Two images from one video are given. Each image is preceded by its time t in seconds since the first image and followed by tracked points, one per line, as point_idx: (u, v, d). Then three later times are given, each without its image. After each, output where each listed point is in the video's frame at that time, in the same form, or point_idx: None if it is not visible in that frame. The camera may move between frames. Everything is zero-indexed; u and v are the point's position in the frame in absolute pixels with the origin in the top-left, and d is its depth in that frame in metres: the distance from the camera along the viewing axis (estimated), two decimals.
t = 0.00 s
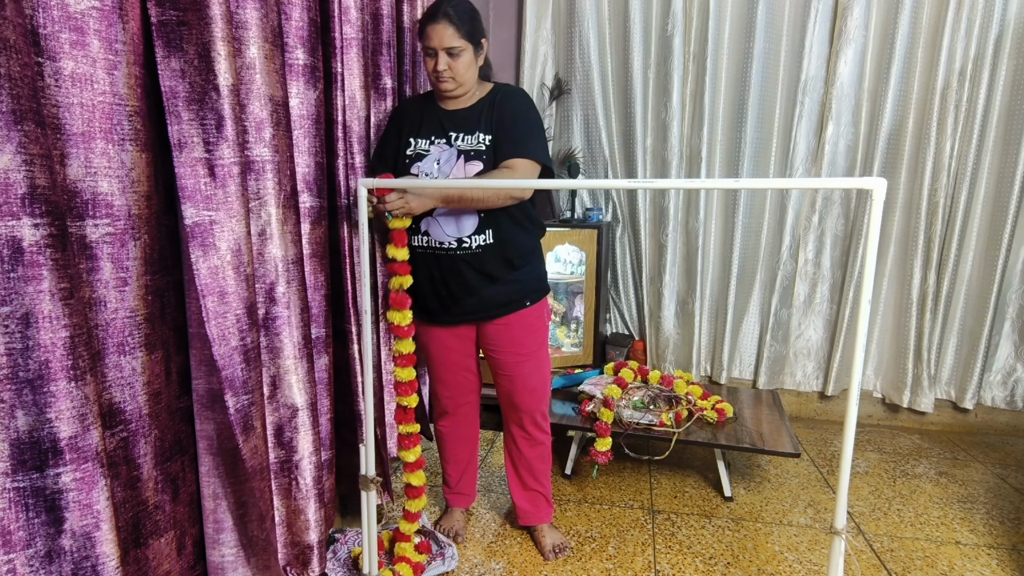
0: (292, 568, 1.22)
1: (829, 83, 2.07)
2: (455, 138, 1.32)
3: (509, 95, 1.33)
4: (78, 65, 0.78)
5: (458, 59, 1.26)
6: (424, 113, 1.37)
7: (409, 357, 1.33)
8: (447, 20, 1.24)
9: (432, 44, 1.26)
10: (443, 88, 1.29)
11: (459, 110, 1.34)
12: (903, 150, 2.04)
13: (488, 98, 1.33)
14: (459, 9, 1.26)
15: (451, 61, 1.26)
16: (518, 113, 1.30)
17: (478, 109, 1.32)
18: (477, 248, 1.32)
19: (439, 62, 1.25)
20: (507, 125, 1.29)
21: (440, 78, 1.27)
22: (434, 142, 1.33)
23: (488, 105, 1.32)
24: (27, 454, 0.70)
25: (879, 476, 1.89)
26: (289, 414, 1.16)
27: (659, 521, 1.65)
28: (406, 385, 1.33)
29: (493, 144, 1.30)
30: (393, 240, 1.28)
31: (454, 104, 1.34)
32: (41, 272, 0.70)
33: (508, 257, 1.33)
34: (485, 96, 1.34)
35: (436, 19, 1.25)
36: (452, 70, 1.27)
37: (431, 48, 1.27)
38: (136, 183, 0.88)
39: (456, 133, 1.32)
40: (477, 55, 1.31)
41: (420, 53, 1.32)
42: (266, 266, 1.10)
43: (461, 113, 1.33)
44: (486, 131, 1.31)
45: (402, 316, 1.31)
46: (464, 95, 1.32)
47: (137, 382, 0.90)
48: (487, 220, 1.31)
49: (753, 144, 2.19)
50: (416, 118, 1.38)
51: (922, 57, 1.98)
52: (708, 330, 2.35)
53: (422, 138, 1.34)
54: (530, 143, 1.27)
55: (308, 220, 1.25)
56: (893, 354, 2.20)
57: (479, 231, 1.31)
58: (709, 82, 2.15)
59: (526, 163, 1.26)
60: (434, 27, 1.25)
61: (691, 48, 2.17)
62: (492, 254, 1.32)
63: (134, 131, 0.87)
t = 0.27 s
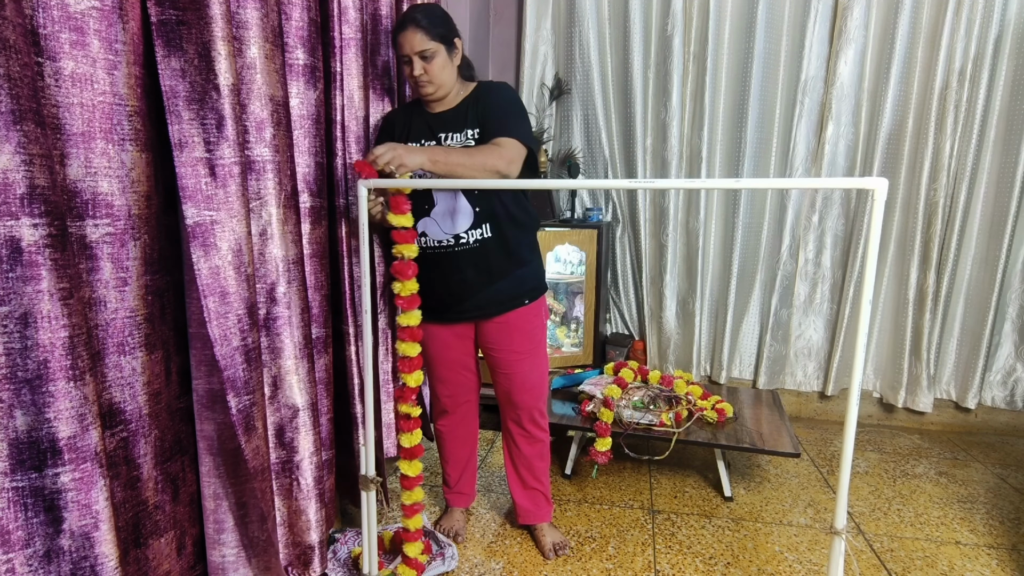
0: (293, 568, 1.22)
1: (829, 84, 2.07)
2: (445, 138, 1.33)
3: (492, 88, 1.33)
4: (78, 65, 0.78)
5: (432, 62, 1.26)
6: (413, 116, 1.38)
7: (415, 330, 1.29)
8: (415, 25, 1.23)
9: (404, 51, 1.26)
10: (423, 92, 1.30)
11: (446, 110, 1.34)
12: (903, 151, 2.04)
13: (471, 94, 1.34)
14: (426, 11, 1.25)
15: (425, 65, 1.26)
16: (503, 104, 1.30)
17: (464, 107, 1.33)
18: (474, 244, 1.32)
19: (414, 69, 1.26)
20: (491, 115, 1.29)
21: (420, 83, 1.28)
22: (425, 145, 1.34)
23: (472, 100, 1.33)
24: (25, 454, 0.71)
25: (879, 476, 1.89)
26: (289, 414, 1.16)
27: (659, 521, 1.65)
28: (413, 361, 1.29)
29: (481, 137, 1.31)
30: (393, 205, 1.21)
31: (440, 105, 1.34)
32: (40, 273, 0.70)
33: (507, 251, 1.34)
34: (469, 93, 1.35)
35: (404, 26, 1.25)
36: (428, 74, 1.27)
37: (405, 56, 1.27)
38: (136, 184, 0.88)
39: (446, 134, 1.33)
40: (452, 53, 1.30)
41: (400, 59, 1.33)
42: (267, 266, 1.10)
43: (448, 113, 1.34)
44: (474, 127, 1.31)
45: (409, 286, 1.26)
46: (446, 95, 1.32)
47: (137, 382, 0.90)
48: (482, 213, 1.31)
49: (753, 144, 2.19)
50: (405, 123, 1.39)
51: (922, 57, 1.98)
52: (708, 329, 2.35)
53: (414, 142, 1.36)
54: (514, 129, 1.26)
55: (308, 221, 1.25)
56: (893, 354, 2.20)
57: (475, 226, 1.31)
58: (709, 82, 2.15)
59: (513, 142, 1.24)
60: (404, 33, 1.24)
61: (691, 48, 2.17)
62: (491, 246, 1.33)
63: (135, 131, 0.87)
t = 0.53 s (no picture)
0: (293, 568, 1.22)
1: (829, 84, 2.07)
2: (442, 137, 1.33)
3: (488, 86, 1.33)
4: (79, 65, 0.78)
5: (428, 63, 1.26)
6: (409, 117, 1.38)
7: (407, 348, 1.32)
8: (409, 27, 1.23)
9: (400, 52, 1.25)
10: (420, 93, 1.30)
11: (442, 111, 1.34)
12: (903, 150, 2.04)
13: (468, 94, 1.34)
14: (420, 13, 1.25)
15: (421, 66, 1.26)
16: (499, 102, 1.30)
17: (461, 107, 1.33)
18: (472, 243, 1.32)
19: (410, 71, 1.26)
20: (489, 114, 1.29)
21: (416, 84, 1.27)
22: (421, 144, 1.34)
23: (469, 100, 1.33)
24: (26, 454, 0.71)
25: (879, 476, 1.89)
26: (290, 414, 1.16)
27: (659, 521, 1.65)
28: (406, 378, 1.32)
29: (479, 136, 1.31)
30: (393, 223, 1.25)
31: (436, 106, 1.34)
32: (41, 272, 0.70)
33: (508, 251, 1.34)
34: (466, 92, 1.35)
35: (398, 28, 1.25)
36: (424, 75, 1.26)
37: (400, 58, 1.27)
38: (137, 183, 0.88)
39: (443, 133, 1.33)
40: (447, 53, 1.30)
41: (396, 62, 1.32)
42: (267, 266, 1.10)
43: (445, 113, 1.34)
44: (471, 126, 1.31)
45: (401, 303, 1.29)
46: (443, 96, 1.32)
47: (137, 382, 0.90)
48: (480, 212, 1.31)
49: (753, 144, 2.19)
50: (401, 123, 1.38)
51: (922, 57, 1.98)
52: (708, 329, 2.35)
53: (409, 141, 1.35)
54: (512, 128, 1.26)
55: (308, 221, 1.25)
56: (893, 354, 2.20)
57: (472, 226, 1.31)
58: (709, 82, 2.15)
59: (519, 145, 1.24)
60: (398, 36, 1.24)
61: (691, 48, 2.17)
62: (489, 245, 1.33)
63: (135, 132, 0.87)
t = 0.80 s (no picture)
0: (293, 569, 1.21)
1: (829, 83, 2.07)
2: (442, 137, 1.33)
3: (488, 86, 1.33)
4: (79, 65, 0.78)
5: (428, 61, 1.26)
6: (410, 117, 1.37)
7: (403, 357, 1.31)
8: (410, 25, 1.23)
9: (400, 49, 1.25)
10: (419, 92, 1.29)
11: (442, 110, 1.35)
12: (903, 150, 2.04)
13: (468, 94, 1.34)
14: (420, 11, 1.25)
15: (421, 64, 1.26)
16: (500, 101, 1.30)
17: (461, 106, 1.33)
18: (472, 243, 1.32)
19: (410, 68, 1.25)
20: (490, 114, 1.29)
21: (415, 82, 1.27)
22: (422, 144, 1.34)
23: (469, 99, 1.33)
24: (26, 454, 0.70)
25: (879, 476, 1.89)
26: (291, 414, 1.16)
27: (659, 521, 1.65)
28: (400, 386, 1.32)
29: (479, 135, 1.31)
30: (393, 234, 1.26)
31: (435, 105, 1.35)
32: (41, 272, 0.70)
33: (508, 251, 1.34)
34: (466, 92, 1.35)
35: (399, 25, 1.24)
36: (424, 73, 1.26)
37: (399, 56, 1.27)
38: (137, 183, 0.88)
39: (444, 132, 1.33)
40: (447, 52, 1.30)
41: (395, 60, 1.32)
42: (267, 266, 1.10)
43: (445, 112, 1.34)
44: (471, 125, 1.31)
45: (402, 312, 1.30)
46: (441, 95, 1.32)
47: (138, 382, 0.90)
48: (481, 213, 1.31)
49: (753, 144, 2.19)
50: (401, 123, 1.38)
51: (922, 56, 1.98)
52: (708, 329, 2.35)
53: (410, 141, 1.35)
54: (514, 128, 1.26)
55: (308, 221, 1.25)
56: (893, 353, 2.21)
57: (473, 226, 1.31)
58: (709, 82, 2.15)
59: (515, 147, 1.24)
60: (399, 33, 1.24)
61: (692, 48, 2.17)
62: (490, 246, 1.33)
63: (135, 131, 0.87)
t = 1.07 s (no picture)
0: (295, 569, 1.21)
1: (829, 83, 2.07)
2: (441, 137, 1.33)
3: (486, 86, 1.33)
4: (79, 65, 0.78)
5: (426, 65, 1.25)
6: (408, 117, 1.37)
7: (407, 361, 1.32)
8: (406, 30, 1.23)
9: (397, 52, 1.25)
10: (418, 95, 1.29)
11: (441, 110, 1.34)
12: (903, 150, 2.04)
13: (467, 93, 1.34)
14: (416, 14, 1.24)
15: (419, 68, 1.25)
16: (498, 101, 1.30)
17: (460, 106, 1.33)
18: (472, 244, 1.32)
19: (408, 73, 1.25)
20: (490, 114, 1.29)
21: (413, 85, 1.27)
22: (421, 145, 1.34)
23: (468, 99, 1.33)
24: (27, 454, 0.70)
25: (879, 476, 1.89)
26: (292, 414, 1.16)
27: (659, 521, 1.65)
28: (405, 392, 1.32)
29: (478, 135, 1.31)
30: (394, 235, 1.26)
31: (434, 105, 1.34)
32: (42, 273, 0.70)
33: (507, 251, 1.34)
34: (465, 91, 1.35)
35: (396, 29, 1.24)
36: (422, 77, 1.26)
37: (397, 60, 1.26)
38: (137, 183, 0.88)
39: (443, 133, 1.33)
40: (445, 54, 1.30)
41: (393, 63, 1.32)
42: (269, 266, 1.10)
43: (444, 113, 1.34)
44: (470, 126, 1.31)
45: (406, 314, 1.31)
46: (441, 96, 1.32)
47: (138, 382, 0.90)
48: (481, 213, 1.31)
49: (753, 144, 2.19)
50: (400, 123, 1.38)
51: (922, 56, 1.98)
52: (708, 329, 2.35)
53: (409, 142, 1.35)
54: (514, 129, 1.27)
55: (309, 221, 1.25)
56: (894, 353, 2.21)
57: (473, 226, 1.31)
58: (709, 82, 2.15)
59: (514, 147, 1.24)
60: (396, 38, 1.24)
61: (691, 48, 2.17)
62: (489, 247, 1.33)
63: (135, 131, 0.87)
